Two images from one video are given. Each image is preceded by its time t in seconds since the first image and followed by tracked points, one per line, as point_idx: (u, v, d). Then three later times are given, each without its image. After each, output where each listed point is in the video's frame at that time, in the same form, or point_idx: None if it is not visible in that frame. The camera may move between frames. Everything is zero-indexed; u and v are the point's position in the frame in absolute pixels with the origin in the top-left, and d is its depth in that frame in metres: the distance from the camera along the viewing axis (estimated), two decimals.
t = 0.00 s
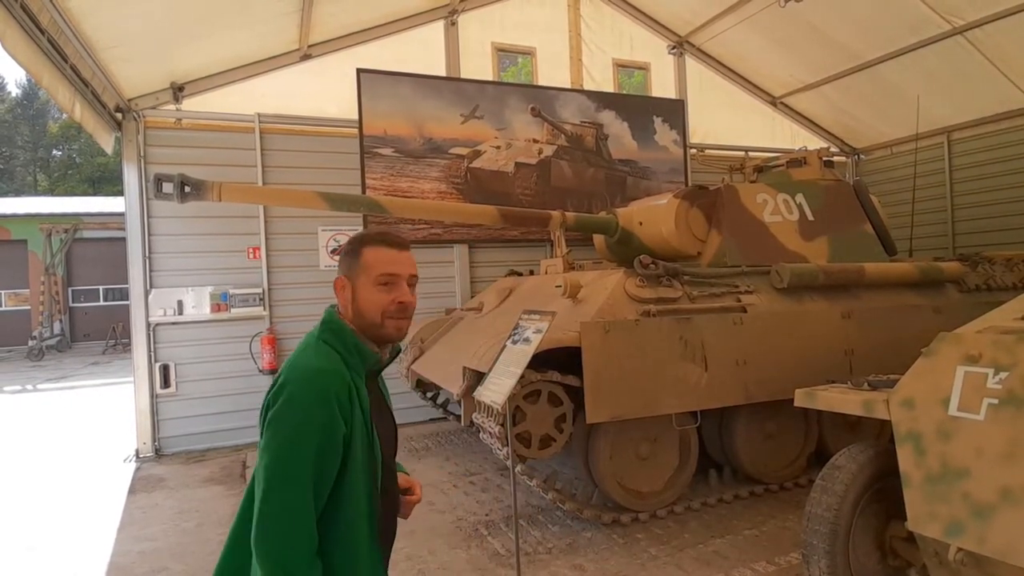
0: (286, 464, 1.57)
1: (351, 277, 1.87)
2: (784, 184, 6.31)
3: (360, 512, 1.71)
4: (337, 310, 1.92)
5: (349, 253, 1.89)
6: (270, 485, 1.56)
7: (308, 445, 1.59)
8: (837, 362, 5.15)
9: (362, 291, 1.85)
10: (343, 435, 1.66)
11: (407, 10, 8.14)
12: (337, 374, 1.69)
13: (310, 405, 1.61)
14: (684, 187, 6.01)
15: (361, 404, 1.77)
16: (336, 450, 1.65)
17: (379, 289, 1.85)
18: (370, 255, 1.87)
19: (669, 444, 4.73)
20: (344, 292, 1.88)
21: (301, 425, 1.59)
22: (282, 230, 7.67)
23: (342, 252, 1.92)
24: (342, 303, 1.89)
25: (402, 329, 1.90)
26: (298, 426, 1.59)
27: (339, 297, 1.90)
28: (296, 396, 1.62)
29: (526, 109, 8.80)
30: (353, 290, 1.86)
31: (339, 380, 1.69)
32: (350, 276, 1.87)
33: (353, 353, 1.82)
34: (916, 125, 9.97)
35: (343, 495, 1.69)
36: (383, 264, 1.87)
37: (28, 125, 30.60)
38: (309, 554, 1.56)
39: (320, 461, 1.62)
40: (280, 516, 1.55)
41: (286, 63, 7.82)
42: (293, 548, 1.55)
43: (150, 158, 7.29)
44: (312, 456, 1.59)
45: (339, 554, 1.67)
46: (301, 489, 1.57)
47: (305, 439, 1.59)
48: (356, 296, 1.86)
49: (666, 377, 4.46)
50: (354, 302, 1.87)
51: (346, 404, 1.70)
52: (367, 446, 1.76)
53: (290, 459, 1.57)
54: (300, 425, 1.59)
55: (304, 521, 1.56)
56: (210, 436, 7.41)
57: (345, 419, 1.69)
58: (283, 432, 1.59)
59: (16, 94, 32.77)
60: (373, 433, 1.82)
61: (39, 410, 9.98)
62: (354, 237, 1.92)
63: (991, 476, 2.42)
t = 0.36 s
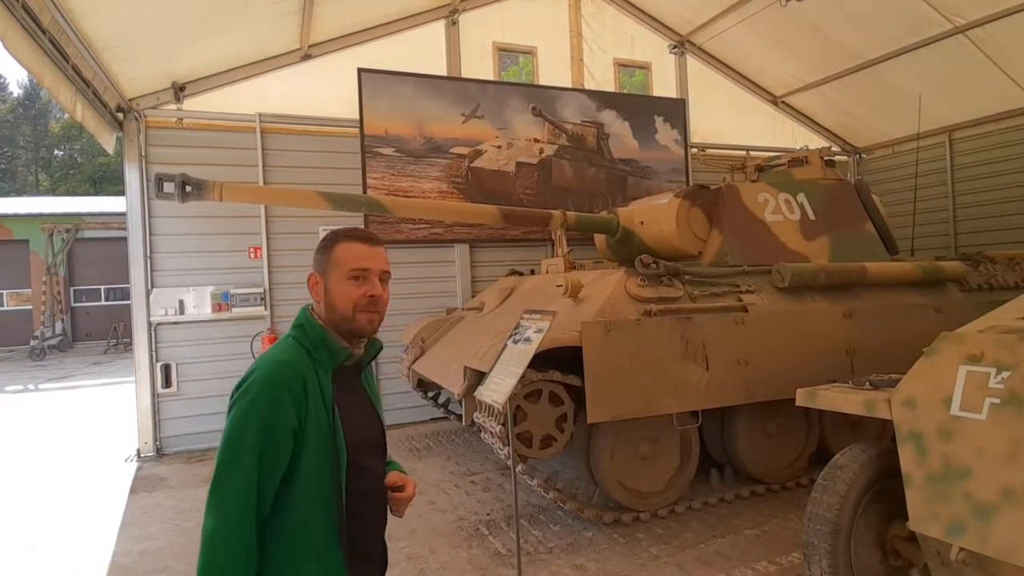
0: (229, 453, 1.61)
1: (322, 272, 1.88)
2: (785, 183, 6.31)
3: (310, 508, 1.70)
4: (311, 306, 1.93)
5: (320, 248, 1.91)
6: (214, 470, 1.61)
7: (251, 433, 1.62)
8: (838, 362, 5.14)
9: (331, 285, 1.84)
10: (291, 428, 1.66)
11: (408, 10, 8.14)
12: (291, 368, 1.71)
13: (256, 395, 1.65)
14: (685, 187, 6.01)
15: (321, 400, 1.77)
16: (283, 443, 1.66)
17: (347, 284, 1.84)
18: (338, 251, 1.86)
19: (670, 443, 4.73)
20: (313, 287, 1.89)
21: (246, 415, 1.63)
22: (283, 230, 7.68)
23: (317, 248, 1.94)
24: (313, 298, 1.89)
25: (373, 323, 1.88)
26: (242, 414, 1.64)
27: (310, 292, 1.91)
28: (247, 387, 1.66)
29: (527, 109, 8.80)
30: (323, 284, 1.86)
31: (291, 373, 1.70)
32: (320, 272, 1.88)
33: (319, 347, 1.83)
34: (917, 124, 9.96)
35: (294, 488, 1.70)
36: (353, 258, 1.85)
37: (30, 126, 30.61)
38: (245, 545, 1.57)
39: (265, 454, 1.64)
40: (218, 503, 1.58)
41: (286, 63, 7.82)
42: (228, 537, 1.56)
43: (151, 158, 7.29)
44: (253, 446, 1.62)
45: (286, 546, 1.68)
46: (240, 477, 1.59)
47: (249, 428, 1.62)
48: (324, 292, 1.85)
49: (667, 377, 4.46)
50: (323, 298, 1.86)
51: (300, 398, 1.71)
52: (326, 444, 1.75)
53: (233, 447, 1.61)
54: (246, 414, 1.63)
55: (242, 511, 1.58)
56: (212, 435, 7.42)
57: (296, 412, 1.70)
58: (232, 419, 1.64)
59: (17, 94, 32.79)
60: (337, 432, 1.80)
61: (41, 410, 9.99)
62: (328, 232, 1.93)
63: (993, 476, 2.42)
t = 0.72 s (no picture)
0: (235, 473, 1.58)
1: (341, 274, 1.84)
2: (787, 181, 6.30)
3: (320, 527, 1.68)
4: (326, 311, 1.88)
5: (336, 249, 1.87)
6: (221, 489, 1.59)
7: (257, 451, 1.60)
8: (841, 360, 5.13)
9: (352, 290, 1.82)
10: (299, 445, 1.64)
11: (409, 8, 8.12)
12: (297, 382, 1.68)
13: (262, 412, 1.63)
14: (688, 184, 6.00)
15: (329, 415, 1.75)
16: (292, 461, 1.64)
17: (371, 288, 1.82)
18: (359, 252, 1.84)
19: (672, 442, 4.71)
20: (329, 291, 1.84)
21: (250, 434, 1.61)
22: (285, 229, 7.68)
23: (329, 250, 1.90)
24: (328, 302, 1.84)
25: (393, 332, 1.86)
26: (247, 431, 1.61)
27: (324, 296, 1.86)
28: (253, 403, 1.64)
29: (529, 107, 8.78)
30: (341, 288, 1.84)
31: (297, 389, 1.68)
32: (337, 275, 1.84)
33: (328, 357, 1.80)
34: (920, 121, 9.92)
35: (303, 507, 1.68)
36: (374, 261, 1.84)
37: (33, 125, 30.63)
38: (253, 567, 1.55)
39: (272, 472, 1.61)
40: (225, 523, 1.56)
41: (288, 62, 7.81)
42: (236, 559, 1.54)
43: (153, 157, 7.29)
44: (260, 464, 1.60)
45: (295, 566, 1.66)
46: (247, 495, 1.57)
47: (255, 445, 1.60)
48: (345, 296, 1.82)
49: (669, 376, 4.45)
50: (342, 301, 1.83)
51: (307, 414, 1.69)
52: (335, 462, 1.73)
53: (239, 466, 1.59)
54: (252, 432, 1.61)
55: (249, 532, 1.55)
56: (214, 434, 7.43)
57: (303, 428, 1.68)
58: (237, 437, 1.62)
59: (19, 93, 32.80)
60: (346, 448, 1.77)
61: (44, 409, 10.03)
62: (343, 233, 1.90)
63: (997, 475, 2.41)
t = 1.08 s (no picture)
0: (273, 510, 1.39)
1: (403, 270, 1.74)
2: (789, 179, 6.27)
3: (361, 551, 1.52)
4: (379, 312, 1.72)
5: (384, 242, 1.71)
6: (254, 534, 1.38)
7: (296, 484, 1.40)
8: (843, 358, 5.11)
9: (417, 283, 1.77)
10: (339, 471, 1.47)
11: (410, 5, 8.09)
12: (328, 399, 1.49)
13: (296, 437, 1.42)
14: (689, 182, 5.97)
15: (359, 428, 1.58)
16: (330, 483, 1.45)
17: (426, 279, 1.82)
18: (414, 244, 1.78)
19: (674, 440, 4.70)
20: (391, 290, 1.72)
21: (281, 457, 1.41)
22: (286, 227, 7.67)
23: (366, 243, 1.70)
24: (397, 300, 1.73)
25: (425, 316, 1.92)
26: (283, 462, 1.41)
27: (383, 296, 1.71)
28: (278, 431, 1.42)
29: (530, 104, 8.76)
30: (408, 283, 1.75)
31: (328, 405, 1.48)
32: (400, 271, 1.73)
33: (348, 363, 1.63)
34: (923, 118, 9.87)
35: (341, 532, 1.51)
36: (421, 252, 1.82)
37: (34, 123, 30.61)
38: None
39: (311, 505, 1.43)
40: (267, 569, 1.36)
41: (288, 59, 7.79)
42: None
43: (153, 154, 7.28)
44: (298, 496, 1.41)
45: None
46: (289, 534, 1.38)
47: (292, 478, 1.40)
48: (414, 291, 1.77)
49: (671, 374, 4.43)
50: (409, 299, 1.76)
51: (341, 428, 1.50)
52: (369, 477, 1.57)
53: (273, 498, 1.38)
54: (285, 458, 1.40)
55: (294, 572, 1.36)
56: (215, 432, 7.43)
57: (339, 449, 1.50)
58: (266, 472, 1.41)
59: (21, 91, 32.82)
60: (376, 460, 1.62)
61: (46, 407, 10.04)
62: (374, 221, 1.72)
63: (1002, 474, 2.39)
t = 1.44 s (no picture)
0: (343, 525, 1.32)
1: (416, 261, 1.69)
2: (792, 174, 6.23)
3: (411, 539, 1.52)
4: (393, 304, 1.67)
5: (401, 234, 1.64)
6: (328, 553, 1.30)
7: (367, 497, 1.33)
8: (847, 355, 5.08)
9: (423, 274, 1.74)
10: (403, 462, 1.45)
11: None
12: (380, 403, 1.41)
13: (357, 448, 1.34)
14: (691, 177, 5.93)
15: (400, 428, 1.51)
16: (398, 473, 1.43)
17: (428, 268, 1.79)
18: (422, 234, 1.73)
19: (677, 437, 4.67)
20: (407, 279, 1.67)
21: (364, 452, 1.34)
22: (285, 223, 7.62)
23: (381, 234, 1.62)
24: (410, 292, 1.69)
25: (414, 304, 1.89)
26: (346, 475, 1.32)
27: (399, 288, 1.66)
28: (343, 434, 1.34)
29: (531, 100, 8.71)
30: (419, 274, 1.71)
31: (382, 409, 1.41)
32: (415, 261, 1.68)
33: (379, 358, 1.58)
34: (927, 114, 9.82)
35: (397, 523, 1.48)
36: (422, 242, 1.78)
37: (35, 119, 30.56)
38: None
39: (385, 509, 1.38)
40: None
41: (287, 54, 7.73)
42: None
43: (152, 150, 7.23)
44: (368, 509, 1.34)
45: None
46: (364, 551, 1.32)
47: (375, 472, 1.35)
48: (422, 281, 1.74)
49: (673, 370, 4.40)
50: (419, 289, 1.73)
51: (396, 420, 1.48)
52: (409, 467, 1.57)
53: (363, 493, 1.32)
54: (369, 453, 1.35)
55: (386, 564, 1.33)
56: (215, 429, 7.40)
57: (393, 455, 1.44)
58: (326, 486, 1.32)
59: (22, 88, 32.77)
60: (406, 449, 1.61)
61: (46, 403, 10.01)
62: (386, 213, 1.65)
63: (1011, 473, 2.36)
